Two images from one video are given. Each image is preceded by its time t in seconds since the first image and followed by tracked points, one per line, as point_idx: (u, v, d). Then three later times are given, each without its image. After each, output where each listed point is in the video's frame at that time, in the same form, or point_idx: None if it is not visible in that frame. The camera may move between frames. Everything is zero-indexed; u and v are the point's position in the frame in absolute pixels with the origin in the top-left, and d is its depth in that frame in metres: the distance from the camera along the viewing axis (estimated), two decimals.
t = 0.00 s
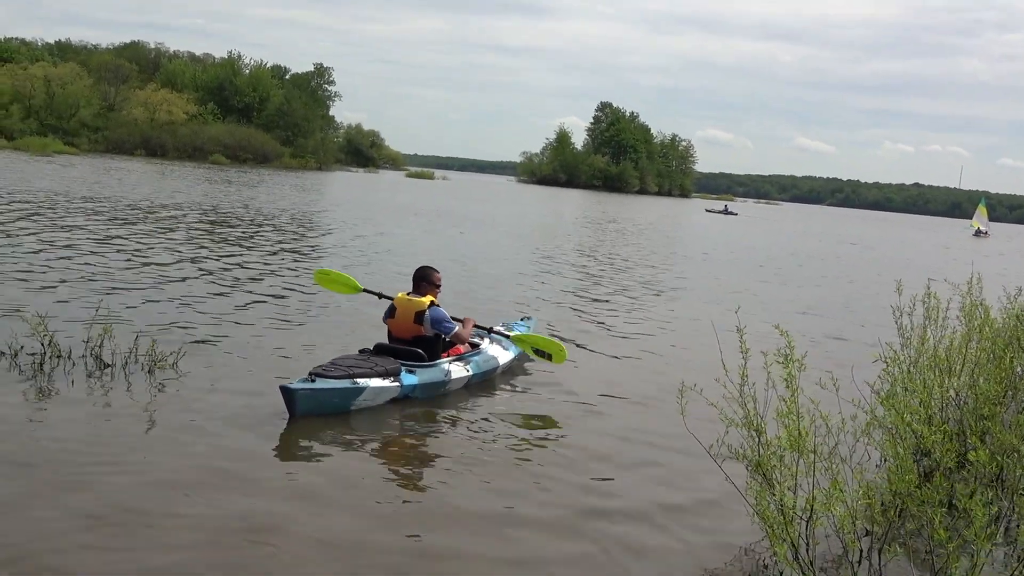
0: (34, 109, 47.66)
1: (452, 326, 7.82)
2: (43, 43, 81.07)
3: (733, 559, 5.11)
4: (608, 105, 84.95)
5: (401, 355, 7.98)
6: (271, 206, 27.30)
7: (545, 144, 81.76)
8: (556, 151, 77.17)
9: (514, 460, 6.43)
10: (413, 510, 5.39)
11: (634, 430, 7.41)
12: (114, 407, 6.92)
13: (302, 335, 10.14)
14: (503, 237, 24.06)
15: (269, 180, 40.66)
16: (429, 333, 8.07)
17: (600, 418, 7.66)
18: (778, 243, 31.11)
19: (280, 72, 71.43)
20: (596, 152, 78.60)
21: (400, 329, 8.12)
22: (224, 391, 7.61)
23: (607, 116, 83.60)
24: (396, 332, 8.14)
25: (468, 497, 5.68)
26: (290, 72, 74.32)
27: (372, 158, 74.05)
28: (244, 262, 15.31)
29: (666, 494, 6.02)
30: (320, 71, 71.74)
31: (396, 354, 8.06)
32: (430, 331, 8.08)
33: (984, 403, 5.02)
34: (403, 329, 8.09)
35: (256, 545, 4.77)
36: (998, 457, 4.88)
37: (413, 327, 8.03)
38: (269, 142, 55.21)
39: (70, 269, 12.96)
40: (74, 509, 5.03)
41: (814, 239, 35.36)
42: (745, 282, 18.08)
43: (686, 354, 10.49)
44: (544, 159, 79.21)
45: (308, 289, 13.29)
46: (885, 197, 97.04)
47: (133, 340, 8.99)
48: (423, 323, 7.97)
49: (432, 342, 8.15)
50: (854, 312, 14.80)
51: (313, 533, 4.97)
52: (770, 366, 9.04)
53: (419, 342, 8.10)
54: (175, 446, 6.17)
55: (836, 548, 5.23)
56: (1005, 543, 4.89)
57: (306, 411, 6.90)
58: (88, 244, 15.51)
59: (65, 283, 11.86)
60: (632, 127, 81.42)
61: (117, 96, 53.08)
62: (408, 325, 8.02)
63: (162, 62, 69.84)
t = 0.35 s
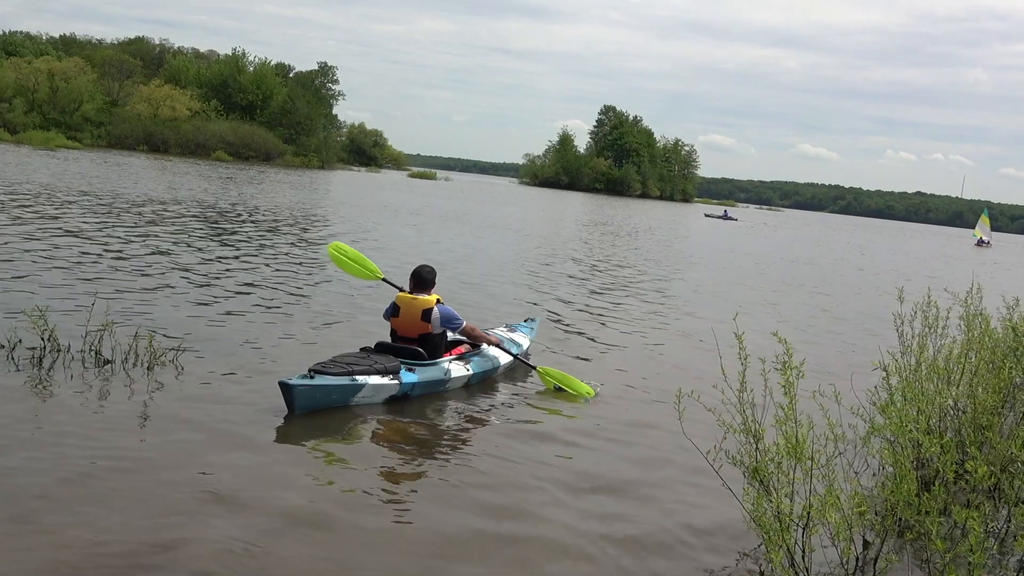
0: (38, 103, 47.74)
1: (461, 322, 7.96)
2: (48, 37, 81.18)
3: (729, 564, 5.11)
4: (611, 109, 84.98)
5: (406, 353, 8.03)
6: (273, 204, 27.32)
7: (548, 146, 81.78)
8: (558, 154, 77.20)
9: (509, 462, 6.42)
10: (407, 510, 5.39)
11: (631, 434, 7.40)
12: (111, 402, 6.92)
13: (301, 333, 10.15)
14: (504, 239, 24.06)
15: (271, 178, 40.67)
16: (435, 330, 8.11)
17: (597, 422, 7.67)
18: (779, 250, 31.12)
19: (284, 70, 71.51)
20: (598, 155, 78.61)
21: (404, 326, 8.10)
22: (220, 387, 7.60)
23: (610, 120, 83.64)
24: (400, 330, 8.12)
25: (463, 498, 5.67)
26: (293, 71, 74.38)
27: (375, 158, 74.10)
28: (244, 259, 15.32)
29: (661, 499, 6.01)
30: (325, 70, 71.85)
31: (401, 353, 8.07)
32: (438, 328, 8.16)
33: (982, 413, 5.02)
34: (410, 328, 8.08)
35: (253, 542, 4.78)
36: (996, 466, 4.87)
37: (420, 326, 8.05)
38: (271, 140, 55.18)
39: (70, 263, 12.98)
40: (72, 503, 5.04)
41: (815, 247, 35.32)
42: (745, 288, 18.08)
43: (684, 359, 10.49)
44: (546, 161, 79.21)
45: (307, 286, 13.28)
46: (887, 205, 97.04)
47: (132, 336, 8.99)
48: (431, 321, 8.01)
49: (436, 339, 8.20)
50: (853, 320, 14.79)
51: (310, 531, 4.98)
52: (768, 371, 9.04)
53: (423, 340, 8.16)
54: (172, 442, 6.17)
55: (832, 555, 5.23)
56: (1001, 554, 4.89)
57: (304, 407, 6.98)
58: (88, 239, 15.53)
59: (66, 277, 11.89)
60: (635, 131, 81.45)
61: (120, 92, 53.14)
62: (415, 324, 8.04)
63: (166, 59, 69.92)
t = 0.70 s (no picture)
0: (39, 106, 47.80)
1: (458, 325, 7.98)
2: (49, 40, 81.31)
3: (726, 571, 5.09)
4: (611, 114, 85.06)
5: (407, 357, 8.06)
6: (272, 208, 27.31)
7: (547, 151, 81.84)
8: (557, 159, 77.26)
9: (507, 467, 6.40)
10: (403, 514, 5.37)
11: (629, 440, 7.38)
12: (109, 406, 6.89)
13: (299, 337, 10.13)
14: (503, 243, 24.06)
15: (271, 182, 40.68)
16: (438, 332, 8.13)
17: (595, 427, 7.65)
18: (779, 256, 31.09)
19: (284, 74, 71.61)
20: (598, 161, 78.66)
21: (407, 329, 8.13)
22: (218, 391, 7.58)
23: (610, 126, 83.72)
24: (403, 332, 8.17)
25: (460, 502, 5.65)
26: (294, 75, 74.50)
27: (374, 162, 74.16)
28: (243, 263, 15.32)
29: (659, 505, 5.99)
30: (325, 74, 71.98)
31: (403, 356, 8.09)
32: (440, 331, 8.17)
33: (980, 420, 5.00)
34: (412, 330, 8.12)
35: (246, 545, 4.76)
36: (992, 474, 4.85)
37: (422, 328, 8.09)
38: (271, 144, 55.21)
39: (70, 266, 12.98)
40: (66, 505, 5.02)
41: (815, 253, 35.27)
42: (745, 293, 18.05)
43: (683, 364, 10.48)
44: (546, 166, 79.24)
45: (307, 291, 13.28)
46: (886, 211, 97.13)
47: (131, 339, 8.97)
48: (433, 324, 8.04)
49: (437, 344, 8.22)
50: (852, 326, 14.76)
51: (306, 535, 4.95)
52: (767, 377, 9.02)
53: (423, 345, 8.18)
54: (169, 445, 6.15)
55: (828, 562, 5.21)
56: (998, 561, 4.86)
57: (306, 408, 7.00)
58: (88, 242, 15.53)
59: (65, 280, 11.88)
60: (634, 136, 81.51)
61: (121, 95, 53.19)
62: (417, 326, 8.08)
63: (167, 62, 69.99)
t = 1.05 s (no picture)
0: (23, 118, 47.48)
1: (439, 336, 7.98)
2: (34, 52, 80.94)
3: None
4: (598, 127, 85.52)
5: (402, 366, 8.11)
6: (258, 220, 27.19)
7: (534, 164, 82.12)
8: (544, 172, 77.52)
9: (493, 479, 6.38)
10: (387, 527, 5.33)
11: (616, 452, 7.37)
12: (94, 419, 6.80)
13: (286, 349, 10.07)
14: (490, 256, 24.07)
15: (258, 194, 40.52)
16: (427, 342, 8.16)
17: (581, 439, 7.64)
18: (764, 268, 31.28)
19: (271, 87, 71.54)
20: (585, 174, 78.98)
21: (397, 339, 8.16)
22: (203, 404, 7.50)
23: (596, 139, 84.13)
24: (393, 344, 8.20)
25: (445, 514, 5.62)
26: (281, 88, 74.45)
27: (361, 174, 74.10)
28: (229, 275, 15.21)
29: (646, 516, 5.98)
30: (312, 87, 72.01)
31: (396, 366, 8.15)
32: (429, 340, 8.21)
33: (962, 433, 5.00)
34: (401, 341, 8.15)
35: (229, 558, 4.70)
36: (974, 487, 4.85)
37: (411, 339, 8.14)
38: (258, 156, 55.08)
39: (53, 279, 12.84)
40: (50, 517, 4.97)
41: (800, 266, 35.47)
42: (731, 306, 18.12)
43: (669, 377, 10.49)
44: (533, 179, 79.47)
45: (293, 303, 13.20)
46: (870, 225, 98.00)
47: (115, 352, 8.86)
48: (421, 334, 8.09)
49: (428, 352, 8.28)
50: (837, 339, 14.84)
51: (290, 548, 4.90)
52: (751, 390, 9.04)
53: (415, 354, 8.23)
54: (154, 458, 6.09)
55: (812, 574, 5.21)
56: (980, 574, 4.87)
57: (320, 421, 7.06)
58: (71, 254, 15.38)
59: (48, 293, 11.75)
60: (621, 149, 81.93)
61: (106, 107, 52.90)
62: (406, 338, 8.12)
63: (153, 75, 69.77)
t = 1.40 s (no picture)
0: None
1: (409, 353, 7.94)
2: None
3: None
4: (566, 149, 86.23)
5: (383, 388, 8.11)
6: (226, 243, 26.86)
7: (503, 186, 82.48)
8: (513, 193, 77.86)
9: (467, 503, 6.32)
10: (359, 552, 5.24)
11: (589, 473, 7.36)
12: (57, 446, 6.61)
13: (255, 373, 9.91)
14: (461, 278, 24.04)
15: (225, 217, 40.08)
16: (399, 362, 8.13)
17: (555, 461, 7.62)
18: (732, 288, 31.65)
19: (238, 109, 71.09)
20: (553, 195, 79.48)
21: (371, 361, 8.16)
22: (170, 430, 7.34)
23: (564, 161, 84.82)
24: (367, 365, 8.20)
25: (418, 539, 5.54)
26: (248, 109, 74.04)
27: (330, 196, 73.74)
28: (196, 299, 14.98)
29: (619, 539, 5.96)
30: (280, 109, 71.70)
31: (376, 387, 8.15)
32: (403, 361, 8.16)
33: (927, 451, 5.06)
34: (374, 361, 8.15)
35: None
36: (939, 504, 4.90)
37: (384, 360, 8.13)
38: (225, 179, 54.59)
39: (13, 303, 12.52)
40: (9, 548, 4.80)
41: (767, 285, 35.94)
42: (700, 326, 18.28)
43: (640, 397, 10.52)
44: (502, 200, 79.73)
45: (263, 327, 13.01)
46: (834, 244, 99.74)
47: (79, 378, 8.63)
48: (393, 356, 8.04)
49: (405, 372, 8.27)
50: (804, 358, 15.01)
51: None
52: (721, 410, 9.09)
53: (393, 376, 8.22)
54: (119, 485, 5.93)
55: None
56: None
57: (327, 447, 7.00)
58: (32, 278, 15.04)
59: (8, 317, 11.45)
60: (589, 170, 82.63)
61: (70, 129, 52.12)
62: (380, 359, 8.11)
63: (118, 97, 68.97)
